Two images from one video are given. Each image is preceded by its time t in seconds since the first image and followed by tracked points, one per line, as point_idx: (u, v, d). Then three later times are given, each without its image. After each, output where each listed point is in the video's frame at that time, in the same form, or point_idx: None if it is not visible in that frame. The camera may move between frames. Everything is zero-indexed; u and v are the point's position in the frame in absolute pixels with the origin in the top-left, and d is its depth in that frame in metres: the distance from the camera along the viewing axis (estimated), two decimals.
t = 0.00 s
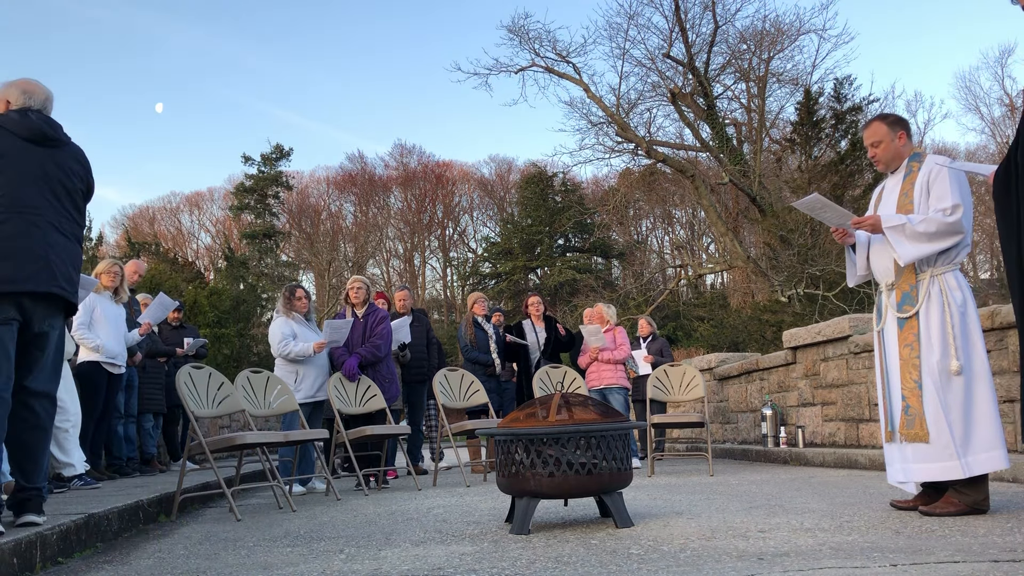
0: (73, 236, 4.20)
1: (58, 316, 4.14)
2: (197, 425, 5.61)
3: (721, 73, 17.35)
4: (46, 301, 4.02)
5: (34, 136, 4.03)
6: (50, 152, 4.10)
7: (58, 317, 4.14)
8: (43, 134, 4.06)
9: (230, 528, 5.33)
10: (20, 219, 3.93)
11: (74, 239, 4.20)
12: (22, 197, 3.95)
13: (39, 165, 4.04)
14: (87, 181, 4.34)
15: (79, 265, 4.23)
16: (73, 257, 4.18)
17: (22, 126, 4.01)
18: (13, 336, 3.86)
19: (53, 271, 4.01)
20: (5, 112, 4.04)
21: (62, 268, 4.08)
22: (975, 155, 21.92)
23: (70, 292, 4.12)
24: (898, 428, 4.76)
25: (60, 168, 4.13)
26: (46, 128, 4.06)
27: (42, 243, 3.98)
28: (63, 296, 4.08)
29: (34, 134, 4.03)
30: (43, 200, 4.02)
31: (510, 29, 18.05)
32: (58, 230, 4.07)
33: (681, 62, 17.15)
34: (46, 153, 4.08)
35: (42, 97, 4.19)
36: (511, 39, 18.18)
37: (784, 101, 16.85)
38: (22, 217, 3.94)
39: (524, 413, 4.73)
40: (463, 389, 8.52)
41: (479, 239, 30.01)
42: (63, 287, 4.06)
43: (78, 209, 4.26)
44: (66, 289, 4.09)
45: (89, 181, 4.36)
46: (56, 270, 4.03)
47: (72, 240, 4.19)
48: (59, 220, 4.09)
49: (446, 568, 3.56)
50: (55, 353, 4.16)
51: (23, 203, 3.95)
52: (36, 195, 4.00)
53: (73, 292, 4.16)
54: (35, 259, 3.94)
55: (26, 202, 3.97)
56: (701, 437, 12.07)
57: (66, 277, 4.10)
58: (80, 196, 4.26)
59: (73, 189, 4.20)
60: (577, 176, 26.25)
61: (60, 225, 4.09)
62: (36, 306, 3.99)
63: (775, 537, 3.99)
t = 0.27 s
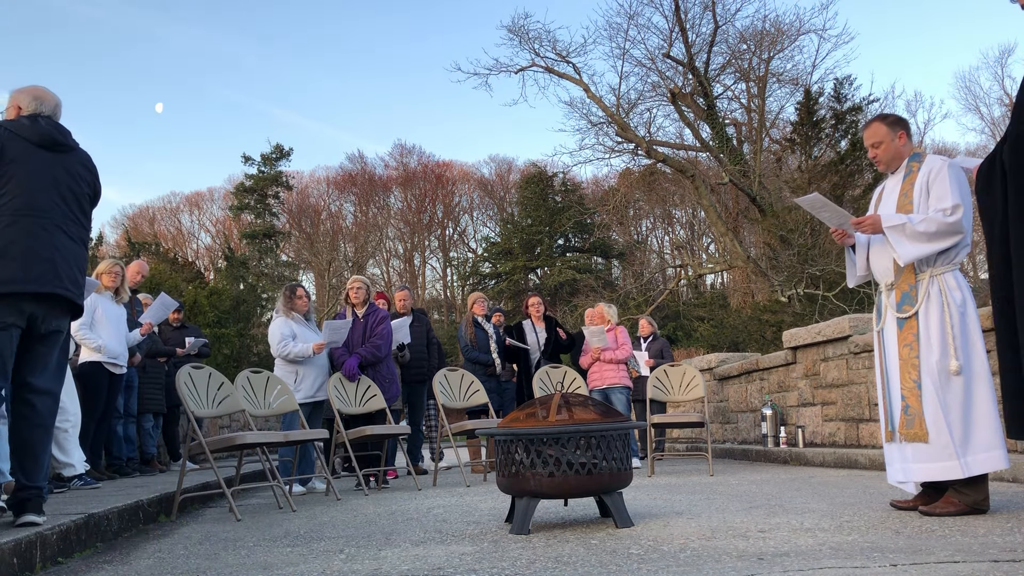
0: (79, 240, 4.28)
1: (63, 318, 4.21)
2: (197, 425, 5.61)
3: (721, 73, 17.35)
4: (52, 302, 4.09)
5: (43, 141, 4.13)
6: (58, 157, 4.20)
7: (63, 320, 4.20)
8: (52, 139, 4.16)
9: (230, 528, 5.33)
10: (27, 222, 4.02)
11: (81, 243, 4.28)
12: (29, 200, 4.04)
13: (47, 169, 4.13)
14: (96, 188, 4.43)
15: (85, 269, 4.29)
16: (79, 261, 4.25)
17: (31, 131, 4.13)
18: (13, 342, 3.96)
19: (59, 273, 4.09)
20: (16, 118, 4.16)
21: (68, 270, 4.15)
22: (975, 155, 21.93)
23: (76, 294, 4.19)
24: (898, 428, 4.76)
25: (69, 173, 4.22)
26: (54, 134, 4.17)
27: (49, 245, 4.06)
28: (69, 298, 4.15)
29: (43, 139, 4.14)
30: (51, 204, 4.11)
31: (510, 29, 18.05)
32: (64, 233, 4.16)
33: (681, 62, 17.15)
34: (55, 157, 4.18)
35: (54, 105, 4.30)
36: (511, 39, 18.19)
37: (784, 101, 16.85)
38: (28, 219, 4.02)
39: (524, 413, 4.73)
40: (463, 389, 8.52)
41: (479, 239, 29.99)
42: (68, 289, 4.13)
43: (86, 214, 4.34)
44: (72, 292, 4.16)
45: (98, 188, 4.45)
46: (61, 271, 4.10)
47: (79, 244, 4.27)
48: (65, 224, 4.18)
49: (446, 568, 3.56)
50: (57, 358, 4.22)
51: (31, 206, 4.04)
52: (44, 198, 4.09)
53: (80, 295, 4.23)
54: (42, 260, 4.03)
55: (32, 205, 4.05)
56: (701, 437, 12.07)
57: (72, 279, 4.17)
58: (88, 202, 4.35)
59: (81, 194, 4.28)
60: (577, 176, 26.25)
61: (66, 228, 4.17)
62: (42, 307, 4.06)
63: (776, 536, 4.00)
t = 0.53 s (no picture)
0: (77, 242, 4.28)
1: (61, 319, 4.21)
2: (197, 425, 5.61)
3: (721, 73, 17.36)
4: (49, 302, 4.09)
5: (41, 143, 4.15)
6: (56, 158, 4.21)
7: (61, 321, 4.19)
8: (50, 141, 4.18)
9: (229, 528, 5.33)
10: (25, 223, 4.02)
11: (78, 244, 4.28)
12: (26, 201, 4.04)
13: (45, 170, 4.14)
14: (94, 191, 4.44)
15: (82, 270, 4.29)
16: (76, 262, 4.25)
17: (30, 133, 4.14)
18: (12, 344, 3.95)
19: (57, 274, 4.09)
20: (15, 121, 4.18)
21: (66, 271, 4.15)
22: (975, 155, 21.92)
23: (73, 296, 4.19)
24: (898, 428, 4.76)
25: (67, 176, 4.24)
26: (53, 136, 4.18)
27: (46, 246, 4.06)
28: (67, 299, 4.15)
29: (41, 140, 4.15)
30: (48, 205, 4.12)
31: (509, 29, 18.04)
32: (61, 234, 4.16)
33: (681, 62, 17.16)
34: (53, 159, 4.19)
35: (52, 107, 4.34)
36: (512, 39, 18.18)
37: (784, 101, 16.86)
38: (26, 220, 4.03)
39: (524, 413, 4.73)
40: (462, 389, 8.51)
41: (479, 239, 29.99)
42: (65, 290, 4.13)
43: (84, 216, 4.35)
44: (69, 293, 4.16)
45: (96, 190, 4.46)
46: (59, 272, 4.10)
47: (77, 246, 4.27)
48: (63, 225, 4.18)
49: (446, 568, 3.56)
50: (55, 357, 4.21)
51: (28, 207, 4.05)
52: (41, 199, 4.10)
53: (77, 296, 4.23)
54: (40, 260, 4.03)
55: (30, 206, 4.06)
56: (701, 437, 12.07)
57: (69, 281, 4.17)
58: (86, 204, 4.36)
59: (78, 196, 4.29)
60: (577, 176, 26.24)
61: (64, 230, 4.18)
62: (39, 308, 4.06)
63: (776, 536, 4.00)
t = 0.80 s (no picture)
0: (66, 243, 4.28)
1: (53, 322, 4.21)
2: (197, 425, 5.60)
3: (721, 73, 17.36)
4: (38, 306, 4.09)
5: (25, 144, 4.13)
6: (41, 160, 4.20)
7: (54, 323, 4.21)
8: (36, 142, 4.16)
9: (229, 528, 5.33)
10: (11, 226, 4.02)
11: (68, 246, 4.28)
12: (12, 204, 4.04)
13: (30, 173, 4.14)
14: (82, 189, 4.43)
15: (73, 271, 4.30)
16: (66, 263, 4.26)
17: (15, 135, 4.12)
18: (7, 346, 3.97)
19: (47, 277, 4.09)
20: None
21: (56, 273, 4.15)
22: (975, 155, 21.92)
23: (64, 298, 4.19)
24: (898, 428, 4.77)
25: (54, 177, 4.23)
26: (38, 136, 4.16)
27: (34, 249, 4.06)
28: (58, 302, 4.14)
29: (26, 142, 4.14)
30: (34, 207, 4.11)
31: (509, 29, 18.04)
32: (49, 236, 4.16)
33: (681, 62, 17.16)
34: (38, 161, 4.18)
35: (35, 103, 4.29)
36: (511, 39, 18.17)
37: (783, 101, 16.86)
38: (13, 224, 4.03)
39: (524, 413, 4.73)
40: (462, 389, 8.51)
41: (479, 239, 29.98)
42: (56, 293, 4.13)
43: (71, 217, 4.34)
44: (60, 296, 4.16)
45: (84, 188, 4.45)
46: (49, 275, 4.10)
47: (66, 247, 4.27)
48: (52, 227, 4.18)
49: (446, 568, 3.56)
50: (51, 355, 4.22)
51: (15, 210, 4.05)
52: (28, 203, 4.10)
53: (68, 298, 4.23)
54: (29, 264, 4.03)
55: (17, 209, 4.06)
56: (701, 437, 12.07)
57: (60, 283, 4.16)
58: (74, 204, 4.35)
59: (66, 197, 4.29)
60: (577, 176, 26.24)
61: (52, 232, 4.17)
62: (30, 311, 4.07)
63: (776, 536, 3.99)
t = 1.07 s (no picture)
0: (63, 243, 4.28)
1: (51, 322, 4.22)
2: (197, 425, 5.60)
3: (721, 73, 17.35)
4: (37, 306, 4.10)
5: (20, 145, 4.12)
6: (37, 160, 4.19)
7: (51, 323, 4.21)
8: (32, 143, 4.15)
9: (229, 528, 5.33)
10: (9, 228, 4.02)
11: (65, 246, 4.29)
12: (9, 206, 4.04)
13: (27, 174, 4.13)
14: (77, 188, 4.41)
15: (71, 271, 4.30)
16: (64, 263, 4.25)
17: (9, 136, 4.11)
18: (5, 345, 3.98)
19: (45, 278, 4.09)
20: None
21: (55, 273, 4.16)
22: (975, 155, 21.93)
23: (62, 298, 4.19)
24: (898, 428, 4.77)
25: (50, 178, 4.22)
26: (33, 137, 4.15)
27: (33, 251, 4.06)
28: (56, 302, 4.15)
29: (22, 143, 4.13)
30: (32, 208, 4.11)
31: (509, 29, 18.03)
32: (48, 236, 4.16)
33: (681, 62, 17.16)
34: (33, 162, 4.17)
35: (22, 103, 4.26)
36: (511, 39, 18.18)
37: (783, 101, 16.86)
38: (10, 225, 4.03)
39: (524, 413, 4.73)
40: (462, 389, 8.51)
41: (479, 239, 29.97)
42: (55, 294, 4.13)
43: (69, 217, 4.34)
44: (59, 296, 4.16)
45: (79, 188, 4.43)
46: (48, 276, 4.10)
47: (64, 247, 4.27)
48: (50, 227, 4.18)
49: (446, 568, 3.56)
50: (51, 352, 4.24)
51: (12, 212, 4.04)
52: (24, 203, 4.09)
53: (66, 298, 4.24)
54: (27, 265, 4.03)
55: (14, 210, 4.06)
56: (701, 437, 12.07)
57: (59, 284, 4.16)
58: (70, 203, 4.35)
59: (62, 197, 4.28)
60: (577, 176, 26.24)
61: (49, 233, 4.17)
62: (29, 312, 4.08)
63: (775, 536, 3.99)
